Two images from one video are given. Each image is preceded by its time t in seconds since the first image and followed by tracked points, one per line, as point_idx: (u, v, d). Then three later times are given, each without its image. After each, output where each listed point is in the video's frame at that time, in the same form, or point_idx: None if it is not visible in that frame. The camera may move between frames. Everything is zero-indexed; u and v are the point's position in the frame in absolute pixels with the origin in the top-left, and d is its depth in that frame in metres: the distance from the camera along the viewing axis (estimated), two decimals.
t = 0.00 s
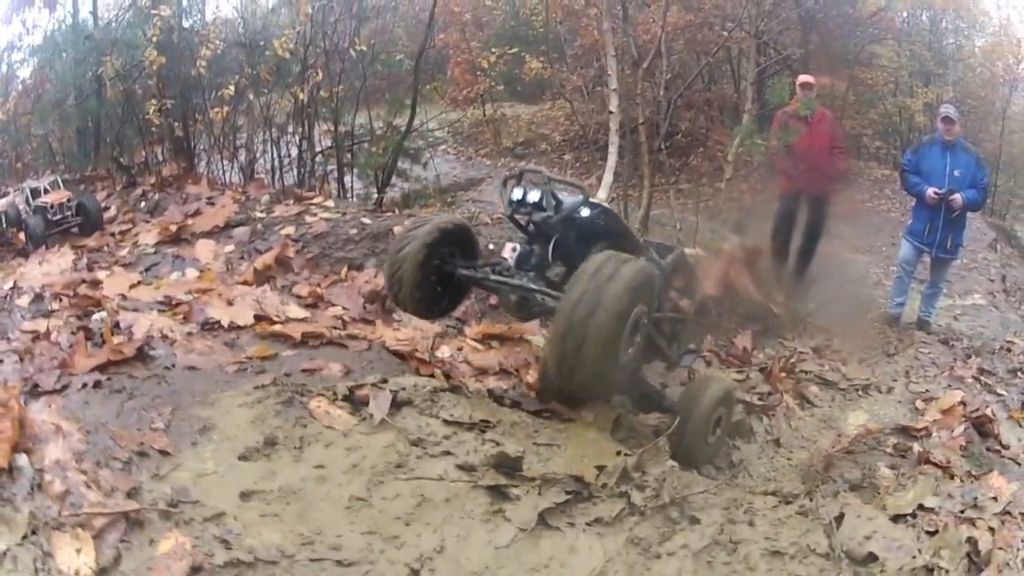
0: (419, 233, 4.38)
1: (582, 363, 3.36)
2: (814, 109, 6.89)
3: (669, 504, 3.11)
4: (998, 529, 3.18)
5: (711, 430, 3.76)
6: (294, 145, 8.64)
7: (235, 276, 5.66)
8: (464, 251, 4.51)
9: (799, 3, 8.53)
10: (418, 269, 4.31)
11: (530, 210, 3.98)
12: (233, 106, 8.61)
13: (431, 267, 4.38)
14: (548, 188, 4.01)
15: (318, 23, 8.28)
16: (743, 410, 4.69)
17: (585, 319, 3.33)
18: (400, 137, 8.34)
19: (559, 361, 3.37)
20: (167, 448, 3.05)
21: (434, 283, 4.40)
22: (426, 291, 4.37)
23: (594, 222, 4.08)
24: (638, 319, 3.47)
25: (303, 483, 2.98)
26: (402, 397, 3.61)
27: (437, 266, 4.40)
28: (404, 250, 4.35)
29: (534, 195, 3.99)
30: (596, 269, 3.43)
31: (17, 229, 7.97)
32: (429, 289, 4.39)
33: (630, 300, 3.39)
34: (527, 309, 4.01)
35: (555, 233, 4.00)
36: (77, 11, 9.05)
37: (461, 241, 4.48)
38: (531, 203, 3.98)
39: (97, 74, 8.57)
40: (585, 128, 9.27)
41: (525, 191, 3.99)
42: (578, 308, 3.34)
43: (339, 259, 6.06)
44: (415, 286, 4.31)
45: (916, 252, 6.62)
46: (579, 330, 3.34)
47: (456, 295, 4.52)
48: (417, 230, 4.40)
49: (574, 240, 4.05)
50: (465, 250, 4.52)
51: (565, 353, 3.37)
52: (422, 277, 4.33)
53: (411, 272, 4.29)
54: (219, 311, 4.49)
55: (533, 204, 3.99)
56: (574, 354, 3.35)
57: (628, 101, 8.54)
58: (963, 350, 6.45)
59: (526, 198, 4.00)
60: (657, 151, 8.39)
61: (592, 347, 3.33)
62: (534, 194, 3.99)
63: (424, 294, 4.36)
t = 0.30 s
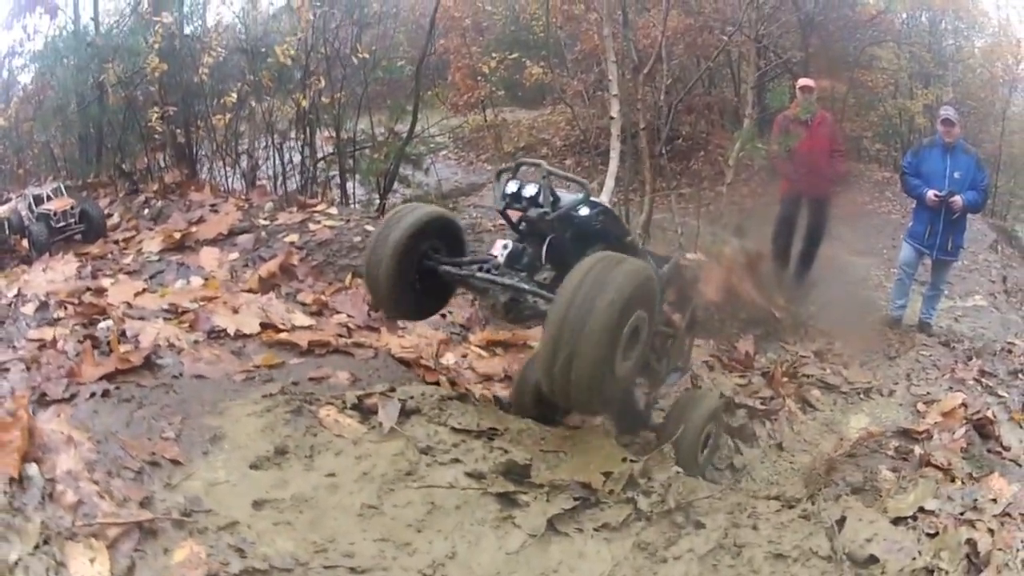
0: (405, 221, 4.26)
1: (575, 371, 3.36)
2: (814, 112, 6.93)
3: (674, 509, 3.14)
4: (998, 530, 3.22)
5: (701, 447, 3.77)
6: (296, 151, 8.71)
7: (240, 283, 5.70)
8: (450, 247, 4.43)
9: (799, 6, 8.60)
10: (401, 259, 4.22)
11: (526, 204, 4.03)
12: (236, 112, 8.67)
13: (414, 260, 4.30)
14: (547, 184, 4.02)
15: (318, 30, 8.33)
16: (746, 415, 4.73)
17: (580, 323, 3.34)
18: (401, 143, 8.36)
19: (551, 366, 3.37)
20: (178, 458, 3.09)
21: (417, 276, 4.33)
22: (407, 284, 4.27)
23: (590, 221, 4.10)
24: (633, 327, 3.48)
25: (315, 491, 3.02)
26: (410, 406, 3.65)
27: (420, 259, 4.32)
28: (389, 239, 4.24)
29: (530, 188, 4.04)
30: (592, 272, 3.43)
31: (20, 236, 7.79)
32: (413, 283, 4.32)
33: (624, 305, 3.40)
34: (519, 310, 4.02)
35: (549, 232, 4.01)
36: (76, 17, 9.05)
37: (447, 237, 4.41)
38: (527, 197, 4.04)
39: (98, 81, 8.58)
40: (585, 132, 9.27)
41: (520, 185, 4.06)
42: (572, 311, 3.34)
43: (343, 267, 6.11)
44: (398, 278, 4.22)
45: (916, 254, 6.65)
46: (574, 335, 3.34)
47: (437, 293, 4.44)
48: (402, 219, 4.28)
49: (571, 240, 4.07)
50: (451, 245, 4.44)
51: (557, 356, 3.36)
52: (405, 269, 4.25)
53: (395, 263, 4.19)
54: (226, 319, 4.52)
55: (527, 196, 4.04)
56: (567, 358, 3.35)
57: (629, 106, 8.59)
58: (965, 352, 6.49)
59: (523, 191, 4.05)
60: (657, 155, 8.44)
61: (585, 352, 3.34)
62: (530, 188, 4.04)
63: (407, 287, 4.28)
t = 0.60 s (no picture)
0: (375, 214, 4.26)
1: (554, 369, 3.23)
2: (813, 113, 6.94)
3: (679, 510, 3.16)
4: (999, 528, 3.24)
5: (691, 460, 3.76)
6: (297, 156, 8.78)
7: (242, 289, 5.71)
8: (427, 235, 4.41)
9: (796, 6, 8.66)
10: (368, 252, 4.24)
11: (517, 196, 4.06)
12: (236, 118, 8.70)
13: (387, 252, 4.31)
14: (536, 178, 4.13)
15: (318, 35, 8.41)
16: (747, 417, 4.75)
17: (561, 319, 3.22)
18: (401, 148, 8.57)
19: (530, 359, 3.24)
20: (185, 465, 3.11)
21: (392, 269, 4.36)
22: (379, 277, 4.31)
23: (579, 220, 4.13)
24: (623, 337, 3.36)
25: (322, 497, 3.05)
26: (415, 411, 3.67)
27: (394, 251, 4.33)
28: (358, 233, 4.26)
29: (522, 180, 4.08)
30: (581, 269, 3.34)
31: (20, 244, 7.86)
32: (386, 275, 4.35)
33: (610, 309, 3.29)
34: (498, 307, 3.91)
35: (539, 228, 4.06)
36: (76, 23, 8.68)
37: (424, 227, 4.38)
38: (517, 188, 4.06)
39: (97, 87, 8.58)
40: (585, 135, 9.66)
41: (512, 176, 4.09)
42: (555, 306, 3.22)
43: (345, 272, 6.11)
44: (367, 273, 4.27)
45: (916, 254, 6.68)
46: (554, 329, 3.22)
47: (415, 284, 4.45)
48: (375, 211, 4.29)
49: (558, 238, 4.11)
50: (430, 236, 4.42)
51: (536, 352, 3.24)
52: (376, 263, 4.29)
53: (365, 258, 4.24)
54: (229, 326, 4.54)
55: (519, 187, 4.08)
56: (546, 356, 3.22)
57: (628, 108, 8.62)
58: (965, 351, 6.51)
59: (514, 183, 4.07)
60: (657, 157, 8.46)
61: (567, 352, 3.21)
62: (523, 179, 4.09)
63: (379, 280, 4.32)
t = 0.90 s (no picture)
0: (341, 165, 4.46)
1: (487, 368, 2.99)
2: (811, 112, 6.91)
3: (683, 508, 3.17)
4: (1001, 522, 3.26)
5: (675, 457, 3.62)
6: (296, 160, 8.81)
7: (244, 294, 5.73)
8: (395, 195, 4.56)
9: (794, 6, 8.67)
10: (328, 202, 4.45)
11: (489, 153, 3.90)
12: (235, 123, 8.73)
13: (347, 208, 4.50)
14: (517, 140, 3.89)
15: (315, 40, 8.51)
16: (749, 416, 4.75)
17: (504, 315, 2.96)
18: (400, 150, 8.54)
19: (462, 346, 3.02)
20: (191, 469, 3.13)
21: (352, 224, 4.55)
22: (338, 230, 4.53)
23: (556, 184, 3.76)
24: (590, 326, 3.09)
25: (329, 499, 3.06)
26: (420, 413, 3.69)
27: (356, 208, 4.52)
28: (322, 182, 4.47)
29: (495, 136, 3.94)
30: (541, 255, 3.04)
31: (21, 249, 7.68)
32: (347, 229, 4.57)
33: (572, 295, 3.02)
34: (450, 278, 3.70)
35: (511, 192, 3.76)
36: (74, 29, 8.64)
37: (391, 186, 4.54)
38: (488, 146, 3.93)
39: (96, 95, 8.60)
40: (582, 136, 9.26)
41: (485, 134, 3.96)
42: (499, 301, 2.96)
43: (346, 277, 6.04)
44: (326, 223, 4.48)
45: (916, 251, 6.70)
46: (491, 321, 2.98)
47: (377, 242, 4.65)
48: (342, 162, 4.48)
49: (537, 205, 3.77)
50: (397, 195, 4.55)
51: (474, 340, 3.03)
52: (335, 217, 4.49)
53: (324, 207, 4.45)
54: (231, 331, 4.56)
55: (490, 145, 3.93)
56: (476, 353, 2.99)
57: (627, 108, 8.64)
58: (966, 347, 6.53)
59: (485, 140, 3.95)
60: (656, 157, 8.49)
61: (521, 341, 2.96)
62: (496, 137, 3.93)
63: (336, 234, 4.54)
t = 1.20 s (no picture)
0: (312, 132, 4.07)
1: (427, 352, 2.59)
2: (815, 114, 6.95)
3: (686, 507, 3.19)
4: (1002, 523, 3.27)
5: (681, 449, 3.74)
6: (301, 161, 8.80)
7: (250, 294, 5.76)
8: (365, 171, 4.16)
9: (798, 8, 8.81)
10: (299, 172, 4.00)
11: (457, 117, 3.52)
12: (240, 125, 8.68)
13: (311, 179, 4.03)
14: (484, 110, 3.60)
15: (321, 41, 8.55)
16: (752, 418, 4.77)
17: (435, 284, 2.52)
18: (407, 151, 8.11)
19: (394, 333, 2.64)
20: (198, 466, 3.16)
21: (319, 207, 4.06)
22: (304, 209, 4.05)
23: (533, 151, 3.38)
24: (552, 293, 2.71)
25: (336, 496, 3.08)
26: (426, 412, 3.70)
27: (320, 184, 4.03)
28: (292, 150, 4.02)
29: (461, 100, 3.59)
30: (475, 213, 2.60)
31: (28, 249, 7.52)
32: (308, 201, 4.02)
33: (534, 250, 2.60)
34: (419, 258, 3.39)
35: (483, 159, 3.41)
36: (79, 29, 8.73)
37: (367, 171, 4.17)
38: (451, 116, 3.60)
39: (102, 95, 8.66)
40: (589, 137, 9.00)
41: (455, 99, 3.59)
42: (414, 274, 2.55)
43: (350, 277, 6.00)
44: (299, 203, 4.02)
45: (920, 254, 6.73)
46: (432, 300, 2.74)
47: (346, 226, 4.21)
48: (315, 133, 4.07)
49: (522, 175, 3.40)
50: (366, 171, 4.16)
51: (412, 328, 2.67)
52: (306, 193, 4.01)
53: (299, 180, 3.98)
54: (238, 330, 4.59)
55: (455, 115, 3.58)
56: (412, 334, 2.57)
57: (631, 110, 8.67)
58: (969, 350, 6.55)
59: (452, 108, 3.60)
60: (660, 159, 8.53)
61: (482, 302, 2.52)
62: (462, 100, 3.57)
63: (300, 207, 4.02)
